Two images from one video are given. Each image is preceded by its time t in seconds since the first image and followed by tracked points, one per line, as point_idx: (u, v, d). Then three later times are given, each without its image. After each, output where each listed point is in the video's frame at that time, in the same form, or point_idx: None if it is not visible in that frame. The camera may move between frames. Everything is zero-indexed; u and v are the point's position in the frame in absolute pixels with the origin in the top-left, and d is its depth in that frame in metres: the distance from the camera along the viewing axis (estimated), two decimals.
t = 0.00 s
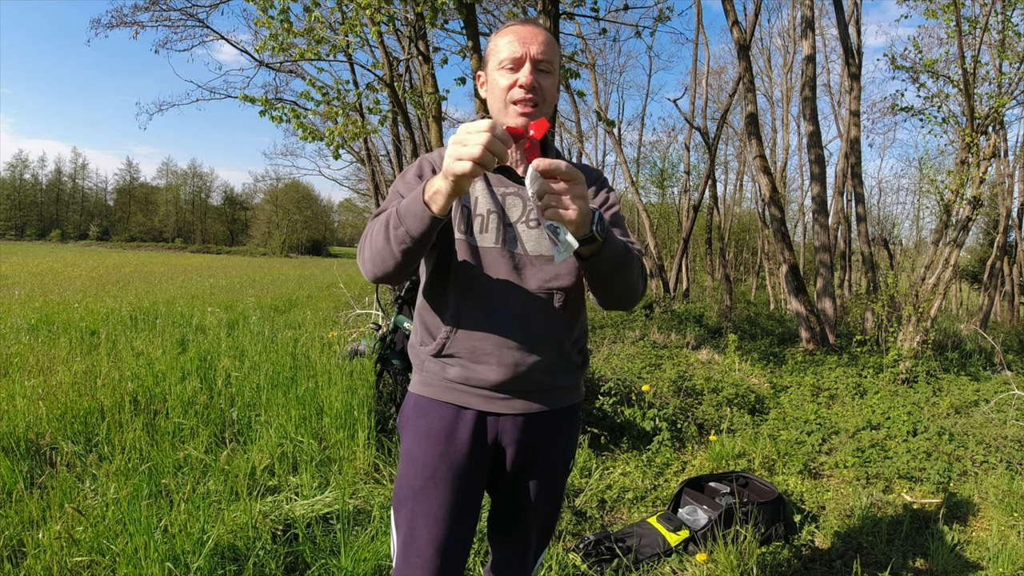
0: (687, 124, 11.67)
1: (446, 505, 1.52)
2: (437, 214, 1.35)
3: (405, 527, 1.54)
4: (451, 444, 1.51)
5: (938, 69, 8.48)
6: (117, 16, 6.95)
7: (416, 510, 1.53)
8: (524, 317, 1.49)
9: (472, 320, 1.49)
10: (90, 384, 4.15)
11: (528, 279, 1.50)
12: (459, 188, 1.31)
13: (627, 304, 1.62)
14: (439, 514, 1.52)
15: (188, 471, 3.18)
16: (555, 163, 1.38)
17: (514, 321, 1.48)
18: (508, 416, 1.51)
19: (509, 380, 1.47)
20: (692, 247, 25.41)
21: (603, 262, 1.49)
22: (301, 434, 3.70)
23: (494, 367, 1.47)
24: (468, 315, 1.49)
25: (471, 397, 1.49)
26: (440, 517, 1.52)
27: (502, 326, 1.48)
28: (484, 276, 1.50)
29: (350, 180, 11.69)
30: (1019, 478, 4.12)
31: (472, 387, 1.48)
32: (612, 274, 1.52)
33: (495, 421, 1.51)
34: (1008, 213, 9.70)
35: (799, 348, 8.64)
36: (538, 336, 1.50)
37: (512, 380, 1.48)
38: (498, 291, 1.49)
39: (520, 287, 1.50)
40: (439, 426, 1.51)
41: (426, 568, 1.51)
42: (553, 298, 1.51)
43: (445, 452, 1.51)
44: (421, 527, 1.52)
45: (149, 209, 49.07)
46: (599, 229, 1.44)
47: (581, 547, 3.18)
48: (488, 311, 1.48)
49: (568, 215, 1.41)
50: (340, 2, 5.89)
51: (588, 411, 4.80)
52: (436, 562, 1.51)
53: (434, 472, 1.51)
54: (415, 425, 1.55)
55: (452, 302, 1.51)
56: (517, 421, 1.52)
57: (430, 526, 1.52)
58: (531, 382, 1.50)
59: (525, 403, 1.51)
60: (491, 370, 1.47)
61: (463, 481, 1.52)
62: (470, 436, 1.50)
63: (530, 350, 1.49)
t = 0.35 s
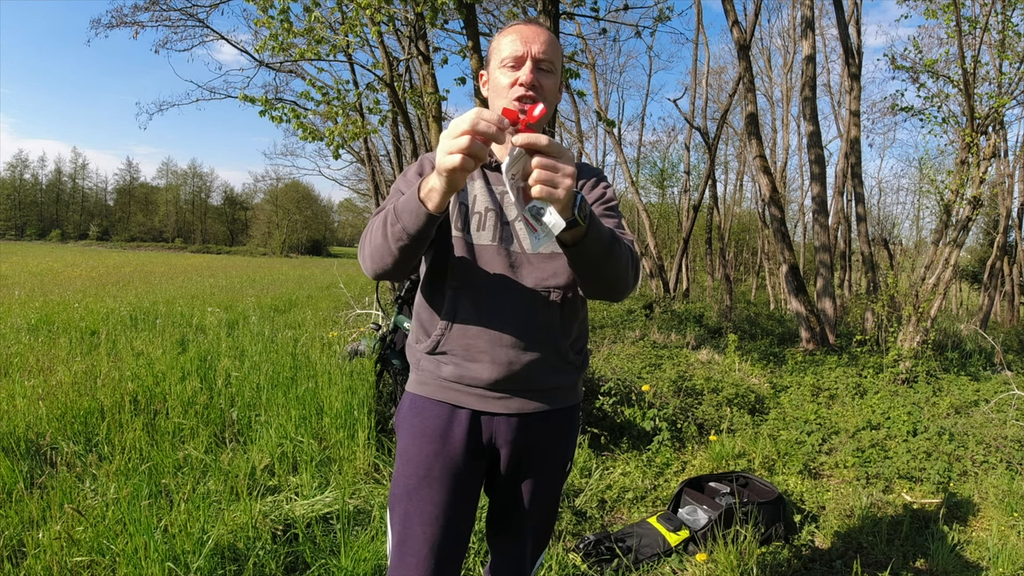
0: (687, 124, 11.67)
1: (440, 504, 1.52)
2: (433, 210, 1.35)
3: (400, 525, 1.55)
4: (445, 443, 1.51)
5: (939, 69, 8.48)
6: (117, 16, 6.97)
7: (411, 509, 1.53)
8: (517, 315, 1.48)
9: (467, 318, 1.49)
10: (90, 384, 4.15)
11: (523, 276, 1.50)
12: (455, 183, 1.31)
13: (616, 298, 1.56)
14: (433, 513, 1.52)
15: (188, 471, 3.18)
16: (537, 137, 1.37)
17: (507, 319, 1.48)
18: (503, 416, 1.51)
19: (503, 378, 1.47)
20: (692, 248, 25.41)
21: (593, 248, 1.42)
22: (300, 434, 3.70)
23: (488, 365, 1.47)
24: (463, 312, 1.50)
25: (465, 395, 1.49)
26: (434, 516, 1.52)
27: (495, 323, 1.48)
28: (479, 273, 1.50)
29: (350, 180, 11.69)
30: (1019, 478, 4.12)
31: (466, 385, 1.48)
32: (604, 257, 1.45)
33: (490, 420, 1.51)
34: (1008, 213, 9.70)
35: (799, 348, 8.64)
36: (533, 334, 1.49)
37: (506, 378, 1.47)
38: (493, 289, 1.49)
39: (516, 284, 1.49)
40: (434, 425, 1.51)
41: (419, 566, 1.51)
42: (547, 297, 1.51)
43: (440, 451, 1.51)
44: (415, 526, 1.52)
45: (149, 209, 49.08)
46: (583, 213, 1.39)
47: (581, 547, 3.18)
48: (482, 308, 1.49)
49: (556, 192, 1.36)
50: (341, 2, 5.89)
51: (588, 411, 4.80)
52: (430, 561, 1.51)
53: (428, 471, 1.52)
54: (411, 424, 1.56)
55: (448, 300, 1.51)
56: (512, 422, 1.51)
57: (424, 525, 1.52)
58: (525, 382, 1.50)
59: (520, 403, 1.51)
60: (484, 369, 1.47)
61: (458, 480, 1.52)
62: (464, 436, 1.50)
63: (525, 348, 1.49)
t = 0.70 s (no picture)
0: (687, 124, 11.68)
1: (440, 505, 1.52)
2: (436, 208, 1.35)
3: (400, 527, 1.55)
4: (445, 444, 1.51)
5: (938, 69, 8.48)
6: (117, 16, 6.96)
7: (411, 510, 1.53)
8: (516, 315, 1.48)
9: (467, 318, 1.49)
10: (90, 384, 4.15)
11: (523, 274, 1.50)
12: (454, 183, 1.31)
13: (621, 294, 1.56)
14: (433, 515, 1.52)
15: (189, 471, 3.18)
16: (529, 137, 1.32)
17: (507, 318, 1.48)
18: (503, 416, 1.51)
19: (503, 378, 1.47)
20: (692, 248, 25.42)
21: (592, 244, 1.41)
22: (301, 434, 3.71)
23: (488, 365, 1.47)
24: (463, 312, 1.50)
25: (465, 396, 1.49)
26: (434, 517, 1.52)
27: (496, 322, 1.48)
28: (479, 272, 1.50)
29: (350, 180, 11.69)
30: (1019, 478, 4.12)
31: (466, 385, 1.48)
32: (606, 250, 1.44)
33: (489, 421, 1.51)
34: (1008, 213, 9.70)
35: (799, 348, 8.64)
36: (533, 334, 1.49)
37: (506, 378, 1.47)
38: (493, 288, 1.49)
39: (515, 283, 1.49)
40: (434, 426, 1.51)
41: (420, 568, 1.51)
42: (547, 295, 1.51)
43: (439, 452, 1.51)
44: (415, 527, 1.52)
45: (149, 209, 49.10)
46: (583, 209, 1.38)
47: (581, 547, 3.18)
48: (482, 308, 1.49)
49: (550, 192, 1.34)
50: (341, 2, 5.89)
51: (588, 411, 4.80)
52: (430, 562, 1.51)
53: (428, 472, 1.52)
54: (410, 425, 1.56)
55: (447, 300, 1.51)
56: (512, 422, 1.51)
57: (424, 527, 1.52)
58: (526, 382, 1.50)
59: (520, 403, 1.51)
60: (485, 369, 1.47)
61: (457, 481, 1.52)
62: (464, 436, 1.50)
63: (525, 347, 1.49)
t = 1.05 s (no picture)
0: (687, 124, 11.69)
1: (445, 506, 1.52)
2: (430, 250, 1.35)
3: (404, 529, 1.54)
4: (449, 445, 1.51)
5: (938, 69, 8.48)
6: (116, 16, 6.96)
7: (415, 511, 1.53)
8: (521, 320, 1.49)
9: (470, 324, 1.49)
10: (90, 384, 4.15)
11: (526, 280, 1.50)
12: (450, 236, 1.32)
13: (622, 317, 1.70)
14: (438, 516, 1.52)
15: (189, 471, 3.18)
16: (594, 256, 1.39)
17: (512, 324, 1.48)
18: (507, 417, 1.51)
19: (508, 380, 1.47)
20: (692, 248, 25.42)
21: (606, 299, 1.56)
22: (301, 434, 3.71)
23: (494, 368, 1.47)
24: (467, 316, 1.49)
25: (470, 398, 1.49)
26: (439, 518, 1.52)
27: (500, 327, 1.48)
28: (482, 279, 1.50)
29: (350, 180, 11.68)
30: (1019, 478, 4.12)
31: (471, 388, 1.48)
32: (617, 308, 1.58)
33: (493, 421, 1.51)
34: (1008, 213, 9.69)
35: (799, 348, 8.64)
36: (537, 337, 1.50)
37: (511, 380, 1.48)
38: (496, 293, 1.49)
39: (518, 287, 1.50)
40: (438, 427, 1.51)
41: (425, 569, 1.51)
42: (549, 300, 1.52)
43: (444, 453, 1.51)
44: (420, 528, 1.52)
45: (149, 209, 49.09)
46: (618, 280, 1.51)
47: (580, 547, 3.18)
48: (485, 312, 1.48)
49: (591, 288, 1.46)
50: (341, 2, 5.89)
51: (588, 411, 4.81)
52: (435, 563, 1.51)
53: (432, 474, 1.51)
54: (413, 426, 1.55)
55: (451, 304, 1.50)
56: (516, 422, 1.52)
57: (429, 528, 1.52)
58: (531, 383, 1.50)
59: (524, 404, 1.51)
60: (490, 372, 1.47)
61: (461, 482, 1.52)
62: (468, 437, 1.50)
63: (530, 350, 1.49)
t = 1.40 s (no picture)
0: (687, 124, 11.69)
1: (447, 503, 1.52)
2: (447, 250, 1.35)
3: (408, 524, 1.55)
4: (453, 442, 1.51)
5: (938, 69, 8.47)
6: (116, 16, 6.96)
7: (418, 508, 1.53)
8: (525, 320, 1.49)
9: (474, 325, 1.48)
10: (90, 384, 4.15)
11: (528, 282, 1.50)
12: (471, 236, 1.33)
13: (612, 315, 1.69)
14: (441, 512, 1.52)
15: (189, 471, 3.18)
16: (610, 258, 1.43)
17: (515, 325, 1.48)
18: (510, 415, 1.51)
19: (512, 380, 1.48)
20: (692, 247, 25.42)
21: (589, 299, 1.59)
22: (301, 434, 3.71)
23: (497, 369, 1.47)
24: (470, 317, 1.48)
25: (474, 396, 1.49)
26: (442, 514, 1.52)
27: (504, 328, 1.48)
28: (485, 283, 1.49)
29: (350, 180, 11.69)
30: (1019, 479, 4.11)
31: (475, 387, 1.48)
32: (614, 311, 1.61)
33: (497, 420, 1.51)
34: (1008, 213, 9.69)
35: (799, 348, 8.64)
36: (539, 337, 1.50)
37: (515, 380, 1.48)
38: (498, 296, 1.48)
39: (520, 289, 1.50)
40: (441, 425, 1.51)
41: (428, 564, 1.52)
42: (552, 300, 1.53)
43: (447, 451, 1.51)
44: (423, 524, 1.52)
45: (149, 209, 49.11)
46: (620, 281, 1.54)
47: (581, 547, 3.18)
48: (488, 313, 1.48)
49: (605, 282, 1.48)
50: (340, 2, 5.88)
51: (588, 411, 4.81)
52: (439, 559, 1.52)
53: (435, 471, 1.51)
54: (417, 424, 1.55)
55: (454, 306, 1.50)
56: (520, 420, 1.52)
57: (432, 524, 1.52)
58: (533, 382, 1.51)
59: (527, 402, 1.51)
60: (494, 372, 1.47)
61: (465, 479, 1.53)
62: (472, 435, 1.50)
63: (532, 351, 1.50)
